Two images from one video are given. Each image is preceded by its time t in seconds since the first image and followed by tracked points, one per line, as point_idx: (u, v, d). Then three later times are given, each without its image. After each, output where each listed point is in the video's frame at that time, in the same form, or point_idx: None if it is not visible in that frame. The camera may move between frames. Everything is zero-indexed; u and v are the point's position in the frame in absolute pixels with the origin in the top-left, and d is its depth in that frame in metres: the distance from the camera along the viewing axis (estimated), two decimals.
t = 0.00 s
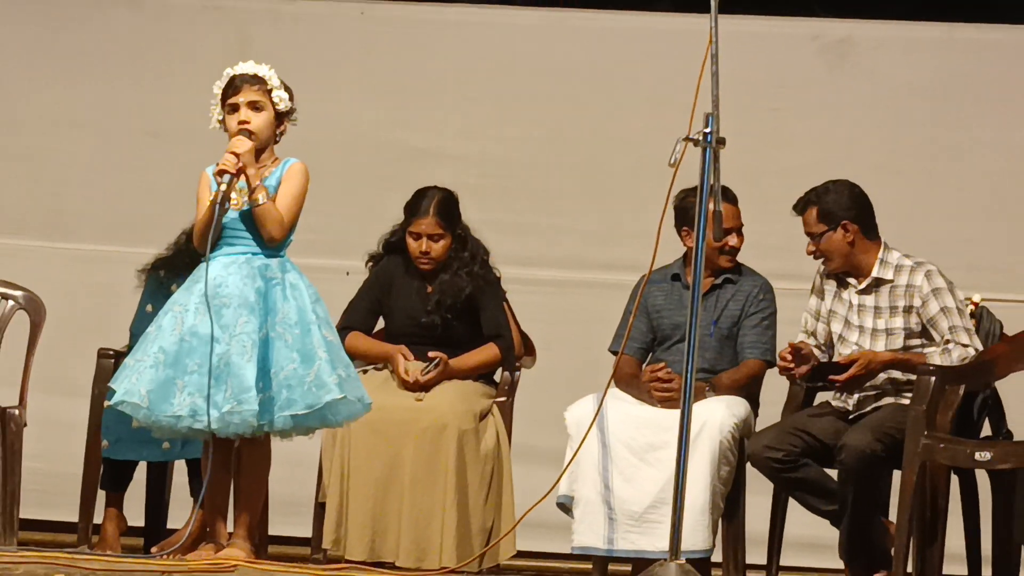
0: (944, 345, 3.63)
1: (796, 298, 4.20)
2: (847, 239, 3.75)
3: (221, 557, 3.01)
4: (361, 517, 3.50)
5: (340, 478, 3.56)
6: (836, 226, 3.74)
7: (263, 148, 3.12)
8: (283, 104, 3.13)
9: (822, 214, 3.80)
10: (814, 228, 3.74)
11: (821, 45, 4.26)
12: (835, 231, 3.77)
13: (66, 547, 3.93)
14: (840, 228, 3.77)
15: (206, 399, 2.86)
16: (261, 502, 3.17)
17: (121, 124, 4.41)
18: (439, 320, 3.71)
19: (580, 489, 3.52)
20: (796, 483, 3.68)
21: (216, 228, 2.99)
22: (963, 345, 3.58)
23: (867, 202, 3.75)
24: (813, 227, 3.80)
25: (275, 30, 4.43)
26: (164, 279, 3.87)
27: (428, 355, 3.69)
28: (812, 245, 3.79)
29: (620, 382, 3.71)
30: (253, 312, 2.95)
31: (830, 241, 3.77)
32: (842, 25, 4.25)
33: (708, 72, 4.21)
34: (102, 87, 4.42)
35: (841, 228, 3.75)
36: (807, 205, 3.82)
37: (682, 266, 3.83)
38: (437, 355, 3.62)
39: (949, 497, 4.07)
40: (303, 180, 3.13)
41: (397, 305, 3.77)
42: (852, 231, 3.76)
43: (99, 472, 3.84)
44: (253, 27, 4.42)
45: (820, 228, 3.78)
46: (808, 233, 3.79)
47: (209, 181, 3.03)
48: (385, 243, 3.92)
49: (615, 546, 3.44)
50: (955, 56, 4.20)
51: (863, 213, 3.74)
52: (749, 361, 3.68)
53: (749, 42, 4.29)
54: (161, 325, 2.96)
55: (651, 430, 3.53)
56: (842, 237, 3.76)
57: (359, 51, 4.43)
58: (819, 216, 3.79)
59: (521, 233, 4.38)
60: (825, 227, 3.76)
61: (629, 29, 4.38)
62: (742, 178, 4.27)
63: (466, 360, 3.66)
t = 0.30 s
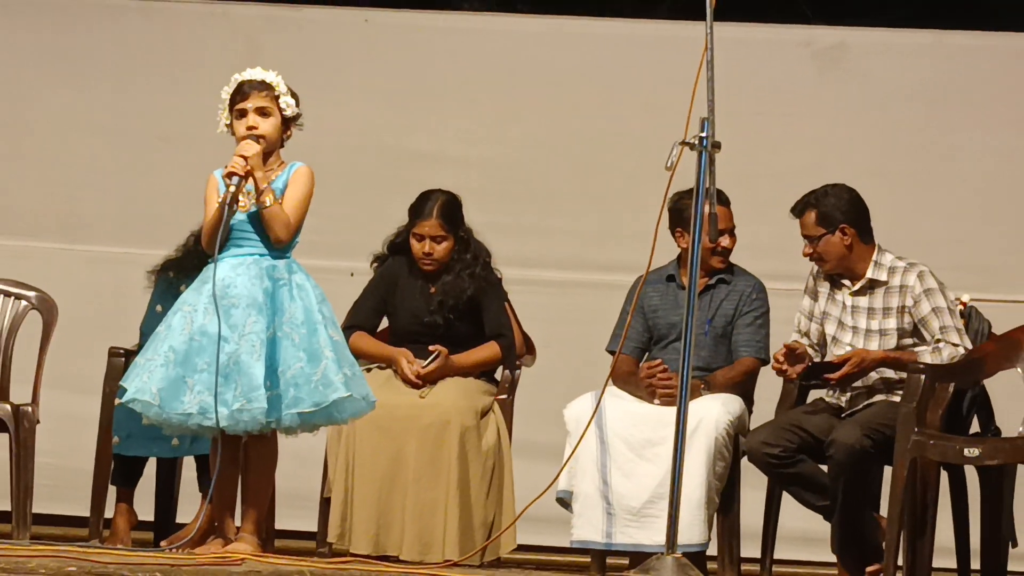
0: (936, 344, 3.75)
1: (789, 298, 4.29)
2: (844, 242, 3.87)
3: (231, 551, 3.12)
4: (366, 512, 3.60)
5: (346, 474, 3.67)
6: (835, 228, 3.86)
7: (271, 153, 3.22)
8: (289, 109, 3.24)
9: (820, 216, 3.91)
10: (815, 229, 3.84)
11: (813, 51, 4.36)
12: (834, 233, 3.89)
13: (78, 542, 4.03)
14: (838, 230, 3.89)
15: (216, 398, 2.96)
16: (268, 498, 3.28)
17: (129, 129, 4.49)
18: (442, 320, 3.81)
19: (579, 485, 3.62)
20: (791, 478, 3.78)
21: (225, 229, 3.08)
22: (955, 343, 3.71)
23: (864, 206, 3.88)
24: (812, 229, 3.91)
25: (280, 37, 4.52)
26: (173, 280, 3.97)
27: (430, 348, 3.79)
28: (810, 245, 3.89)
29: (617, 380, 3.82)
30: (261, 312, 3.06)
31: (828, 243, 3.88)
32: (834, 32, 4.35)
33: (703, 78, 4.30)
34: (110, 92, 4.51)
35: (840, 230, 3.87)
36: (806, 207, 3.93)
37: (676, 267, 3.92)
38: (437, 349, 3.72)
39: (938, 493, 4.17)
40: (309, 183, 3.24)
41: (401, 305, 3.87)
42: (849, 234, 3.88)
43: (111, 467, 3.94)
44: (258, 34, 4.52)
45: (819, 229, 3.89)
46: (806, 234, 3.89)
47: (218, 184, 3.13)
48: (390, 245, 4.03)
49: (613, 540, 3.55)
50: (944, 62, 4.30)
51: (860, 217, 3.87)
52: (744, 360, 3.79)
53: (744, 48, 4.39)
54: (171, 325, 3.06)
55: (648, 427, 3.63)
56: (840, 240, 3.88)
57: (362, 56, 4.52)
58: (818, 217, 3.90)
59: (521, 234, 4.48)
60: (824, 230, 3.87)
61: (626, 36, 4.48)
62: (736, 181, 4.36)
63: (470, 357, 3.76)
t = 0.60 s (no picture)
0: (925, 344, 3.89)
1: (782, 300, 4.41)
2: (838, 245, 4.00)
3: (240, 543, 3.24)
4: (372, 506, 3.72)
5: (352, 469, 3.79)
6: (829, 232, 3.99)
7: (280, 157, 3.35)
8: (298, 116, 3.36)
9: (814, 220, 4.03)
10: (810, 232, 3.97)
11: (805, 60, 4.49)
12: (827, 236, 4.02)
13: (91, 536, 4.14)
14: (831, 233, 4.02)
15: (226, 395, 3.08)
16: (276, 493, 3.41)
17: (139, 134, 4.61)
18: (445, 320, 3.93)
19: (579, 480, 3.75)
20: (781, 474, 3.92)
21: (235, 231, 3.20)
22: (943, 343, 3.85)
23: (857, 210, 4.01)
24: (806, 232, 4.03)
25: (287, 46, 4.65)
26: (184, 281, 4.10)
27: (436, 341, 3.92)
28: (805, 247, 4.02)
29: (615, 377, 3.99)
30: (270, 312, 3.18)
31: (822, 246, 4.01)
32: (825, 41, 4.48)
33: (698, 86, 4.43)
34: (122, 98, 4.62)
35: (833, 234, 4.00)
36: (799, 210, 4.05)
37: (670, 267, 4.05)
38: (443, 340, 3.85)
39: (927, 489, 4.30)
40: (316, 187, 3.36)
41: (406, 305, 4.00)
42: (843, 238, 4.02)
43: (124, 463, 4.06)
44: (266, 43, 4.64)
45: (813, 233, 4.01)
46: (801, 237, 4.02)
47: (228, 188, 3.25)
48: (396, 246, 4.16)
49: (612, 534, 3.67)
50: (932, 71, 4.43)
51: (854, 221, 4.01)
52: (737, 356, 3.91)
53: (738, 57, 4.51)
54: (182, 324, 3.18)
55: (645, 424, 3.76)
56: (834, 243, 4.01)
57: (366, 65, 4.65)
58: (812, 220, 4.02)
59: (522, 237, 4.60)
60: (818, 233, 4.00)
61: (622, 45, 4.61)
62: (731, 185, 4.48)
63: (474, 352, 3.88)
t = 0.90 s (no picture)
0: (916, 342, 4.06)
1: (779, 300, 4.53)
2: (830, 246, 4.16)
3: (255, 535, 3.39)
4: (381, 500, 3.86)
5: (362, 464, 3.92)
6: (820, 233, 4.16)
7: (293, 163, 3.47)
8: (311, 122, 3.49)
9: (808, 222, 4.20)
10: (802, 235, 4.14)
11: (801, 67, 4.62)
12: (820, 238, 4.19)
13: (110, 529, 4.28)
14: (825, 235, 4.18)
15: (240, 392, 3.21)
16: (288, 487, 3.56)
17: (155, 140, 4.75)
18: (453, 318, 4.07)
19: (581, 474, 3.90)
20: (778, 469, 4.05)
21: (250, 234, 3.33)
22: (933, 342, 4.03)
23: (850, 213, 4.18)
24: (800, 233, 4.21)
25: (297, 54, 4.79)
26: (201, 282, 4.26)
27: (447, 331, 4.06)
28: (798, 248, 4.21)
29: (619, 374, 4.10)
30: (283, 312, 3.31)
31: (814, 247, 4.18)
32: (820, 49, 4.61)
33: (696, 93, 4.56)
34: (138, 105, 4.76)
35: (826, 236, 4.16)
36: (794, 211, 4.22)
37: (670, 268, 4.18)
38: (455, 334, 4.00)
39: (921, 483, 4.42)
40: (328, 191, 3.49)
41: (415, 303, 4.14)
42: (835, 240, 4.18)
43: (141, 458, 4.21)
44: (277, 51, 4.78)
45: (807, 234, 4.18)
46: (795, 238, 4.20)
47: (243, 192, 3.38)
48: (406, 247, 4.31)
49: (613, 526, 3.82)
50: (924, 78, 4.56)
51: (846, 224, 4.17)
52: (733, 354, 4.08)
53: (735, 65, 4.64)
54: (198, 323, 3.32)
55: (645, 420, 3.90)
56: (826, 244, 4.18)
57: (374, 72, 4.78)
58: (807, 222, 4.20)
59: (527, 239, 4.73)
60: (810, 235, 4.17)
61: (623, 53, 4.74)
62: (729, 189, 4.61)
63: (479, 350, 4.02)
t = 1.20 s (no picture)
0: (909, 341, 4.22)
1: (777, 300, 4.67)
2: (824, 248, 4.31)
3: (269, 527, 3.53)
4: (390, 493, 3.99)
5: (373, 459, 4.07)
6: (815, 236, 4.32)
7: (307, 167, 3.61)
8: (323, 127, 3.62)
9: (802, 224, 4.36)
10: (796, 237, 4.30)
11: (797, 75, 4.76)
12: (814, 240, 4.34)
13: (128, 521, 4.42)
14: (818, 237, 4.34)
15: (257, 389, 3.36)
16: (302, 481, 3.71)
17: (171, 145, 4.89)
18: (460, 318, 4.22)
19: (584, 468, 4.06)
20: (775, 464, 4.20)
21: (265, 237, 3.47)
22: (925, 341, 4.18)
23: (843, 215, 4.33)
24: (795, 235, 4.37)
25: (309, 62, 4.94)
26: (216, 283, 4.42)
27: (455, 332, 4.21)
28: (793, 250, 4.35)
29: (618, 372, 4.28)
30: (298, 312, 3.46)
31: (809, 248, 4.33)
32: (816, 58, 4.75)
33: (696, 100, 4.70)
34: (155, 111, 4.90)
35: (819, 238, 4.32)
36: (789, 215, 4.37)
37: (669, 270, 4.34)
38: (454, 344, 4.15)
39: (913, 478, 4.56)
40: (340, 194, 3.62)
41: (423, 303, 4.28)
42: (829, 241, 4.33)
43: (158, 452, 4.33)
44: (289, 59, 4.93)
45: (802, 237, 4.34)
46: (790, 240, 4.36)
47: (258, 197, 3.52)
48: (414, 250, 4.47)
49: (615, 518, 3.97)
50: (916, 85, 4.70)
51: (839, 226, 4.32)
52: (732, 352, 4.24)
53: (734, 73, 4.79)
54: (216, 323, 3.46)
55: (646, 416, 4.05)
56: (820, 246, 4.33)
57: (384, 79, 4.93)
58: (800, 225, 4.35)
59: (532, 241, 4.87)
60: (804, 236, 4.32)
61: (624, 61, 4.89)
62: (728, 193, 4.75)
63: (485, 353, 4.17)
